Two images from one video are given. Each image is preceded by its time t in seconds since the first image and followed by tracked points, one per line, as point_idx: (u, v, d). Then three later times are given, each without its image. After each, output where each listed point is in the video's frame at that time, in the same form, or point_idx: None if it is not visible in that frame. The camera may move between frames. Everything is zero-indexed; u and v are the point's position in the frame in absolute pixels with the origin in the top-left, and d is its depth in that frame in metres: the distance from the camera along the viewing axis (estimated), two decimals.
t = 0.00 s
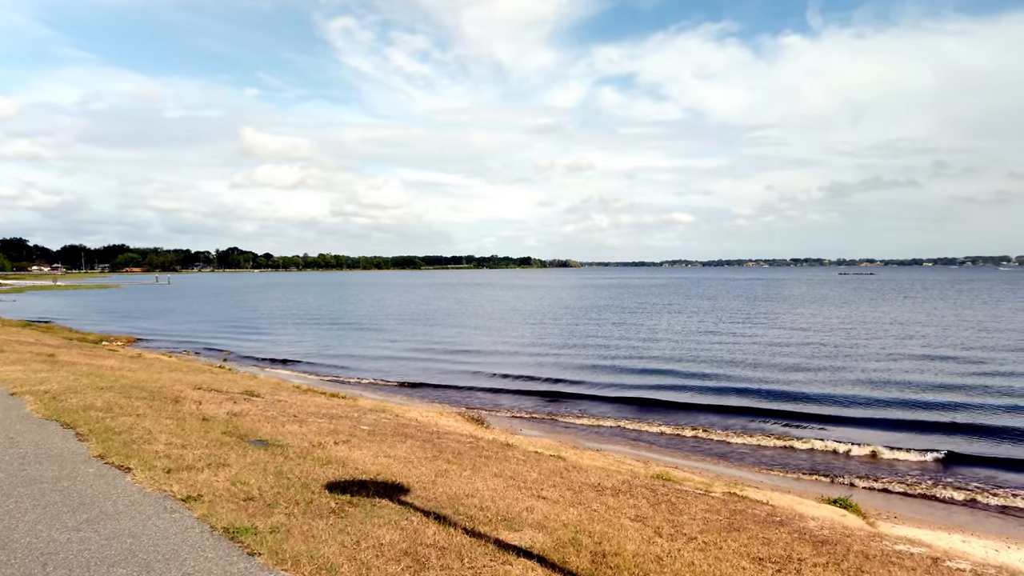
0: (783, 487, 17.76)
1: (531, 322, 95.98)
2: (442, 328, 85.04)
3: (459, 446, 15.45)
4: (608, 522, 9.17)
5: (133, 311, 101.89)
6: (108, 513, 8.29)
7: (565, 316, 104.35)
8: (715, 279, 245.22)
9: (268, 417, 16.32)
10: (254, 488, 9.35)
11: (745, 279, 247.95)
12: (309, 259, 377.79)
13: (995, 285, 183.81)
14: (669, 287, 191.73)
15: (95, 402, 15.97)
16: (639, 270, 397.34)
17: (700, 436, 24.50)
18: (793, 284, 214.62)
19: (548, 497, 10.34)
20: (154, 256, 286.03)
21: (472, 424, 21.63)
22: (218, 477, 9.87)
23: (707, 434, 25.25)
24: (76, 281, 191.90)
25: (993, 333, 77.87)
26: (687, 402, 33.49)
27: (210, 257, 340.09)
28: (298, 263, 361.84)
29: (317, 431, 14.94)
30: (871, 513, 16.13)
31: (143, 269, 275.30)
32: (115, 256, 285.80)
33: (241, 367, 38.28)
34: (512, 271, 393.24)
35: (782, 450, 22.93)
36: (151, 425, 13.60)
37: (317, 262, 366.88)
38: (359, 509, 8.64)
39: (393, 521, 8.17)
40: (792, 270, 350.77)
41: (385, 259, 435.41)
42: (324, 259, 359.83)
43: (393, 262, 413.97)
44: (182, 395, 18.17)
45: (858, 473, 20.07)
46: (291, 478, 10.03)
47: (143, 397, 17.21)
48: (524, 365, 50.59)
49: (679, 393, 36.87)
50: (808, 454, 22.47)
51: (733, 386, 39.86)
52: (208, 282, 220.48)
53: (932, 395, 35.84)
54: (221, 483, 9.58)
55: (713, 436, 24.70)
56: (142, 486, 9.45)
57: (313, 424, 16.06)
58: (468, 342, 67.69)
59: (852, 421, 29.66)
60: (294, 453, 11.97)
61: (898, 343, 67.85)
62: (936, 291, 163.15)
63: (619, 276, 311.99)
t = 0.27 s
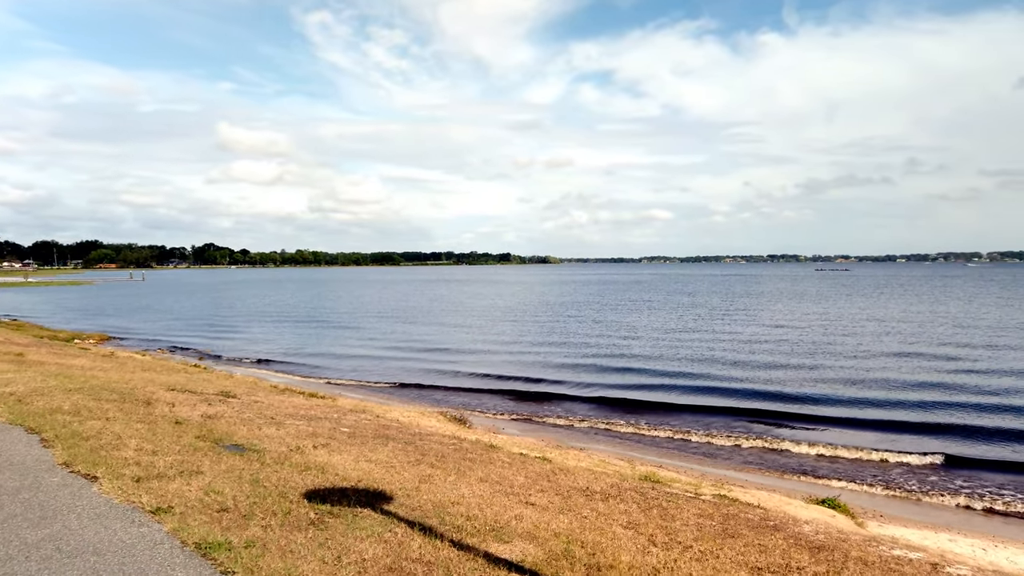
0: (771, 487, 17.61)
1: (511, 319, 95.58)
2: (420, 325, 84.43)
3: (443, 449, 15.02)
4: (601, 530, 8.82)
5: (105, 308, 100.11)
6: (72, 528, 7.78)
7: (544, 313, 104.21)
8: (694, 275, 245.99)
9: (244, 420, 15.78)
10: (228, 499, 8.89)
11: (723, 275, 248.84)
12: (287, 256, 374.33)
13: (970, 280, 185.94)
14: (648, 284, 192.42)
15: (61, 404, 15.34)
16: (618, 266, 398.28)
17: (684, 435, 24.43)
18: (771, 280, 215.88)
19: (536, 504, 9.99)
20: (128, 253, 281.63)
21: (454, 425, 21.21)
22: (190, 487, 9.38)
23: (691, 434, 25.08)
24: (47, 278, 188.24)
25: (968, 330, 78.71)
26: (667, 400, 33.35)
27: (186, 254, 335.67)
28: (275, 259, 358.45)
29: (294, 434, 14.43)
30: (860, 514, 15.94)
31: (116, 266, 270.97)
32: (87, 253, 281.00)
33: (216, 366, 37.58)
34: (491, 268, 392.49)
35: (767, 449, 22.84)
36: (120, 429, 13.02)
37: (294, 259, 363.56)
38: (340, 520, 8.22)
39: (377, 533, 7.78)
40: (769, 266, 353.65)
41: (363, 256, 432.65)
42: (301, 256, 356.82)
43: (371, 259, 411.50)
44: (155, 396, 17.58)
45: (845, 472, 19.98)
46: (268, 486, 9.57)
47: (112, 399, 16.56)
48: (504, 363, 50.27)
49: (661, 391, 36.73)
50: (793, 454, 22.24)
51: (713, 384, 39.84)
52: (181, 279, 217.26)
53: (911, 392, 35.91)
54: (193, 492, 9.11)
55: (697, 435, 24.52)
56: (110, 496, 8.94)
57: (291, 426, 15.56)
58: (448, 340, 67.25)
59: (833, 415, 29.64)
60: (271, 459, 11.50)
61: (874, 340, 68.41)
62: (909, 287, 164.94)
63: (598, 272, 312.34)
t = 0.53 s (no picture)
0: (765, 488, 17.29)
1: (497, 318, 95.15)
2: (405, 324, 83.80)
3: (432, 452, 14.58)
4: (600, 538, 8.43)
5: (85, 308, 98.71)
6: (39, 540, 7.26)
7: (530, 313, 103.85)
8: (678, 275, 246.62)
9: (226, 422, 15.24)
10: (208, 508, 8.40)
11: (707, 274, 249.77)
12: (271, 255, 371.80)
13: (951, 280, 187.72)
14: (633, 283, 192.63)
15: (33, 407, 14.71)
16: (603, 266, 398.83)
17: (675, 437, 24.14)
18: (755, 279, 216.57)
19: (531, 511, 9.61)
20: (108, 252, 278.42)
21: (442, 426, 20.76)
22: (168, 495, 8.88)
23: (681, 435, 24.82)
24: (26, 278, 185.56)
25: (952, 329, 79.09)
26: (656, 399, 33.08)
27: (168, 253, 332.43)
28: (258, 258, 355.87)
29: (278, 437, 13.93)
30: (857, 516, 15.67)
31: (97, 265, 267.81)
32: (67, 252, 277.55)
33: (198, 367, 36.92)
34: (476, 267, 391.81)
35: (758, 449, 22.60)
36: (95, 434, 12.46)
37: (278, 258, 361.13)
38: (327, 530, 7.78)
39: (365, 545, 7.35)
40: (753, 265, 355.43)
41: (348, 255, 430.59)
42: (285, 255, 354.52)
43: (355, 258, 409.62)
44: (132, 399, 16.97)
45: (838, 470, 19.79)
46: (250, 494, 9.09)
47: (88, 402, 15.95)
48: (490, 364, 49.83)
49: (648, 390, 36.44)
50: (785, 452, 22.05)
51: (702, 384, 39.57)
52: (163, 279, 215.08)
53: (900, 389, 35.78)
54: (170, 502, 8.62)
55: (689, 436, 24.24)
56: (80, 506, 8.42)
57: (274, 429, 15.04)
58: (433, 341, 66.70)
59: (822, 412, 29.45)
60: (254, 464, 11.01)
61: (859, 339, 68.55)
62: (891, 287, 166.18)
63: (583, 271, 312.55)
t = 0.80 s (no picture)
0: (767, 495, 16.95)
1: (489, 319, 94.85)
2: (397, 326, 83.25)
3: (427, 459, 14.18)
4: (606, 556, 8.07)
5: (73, 309, 97.78)
6: (10, 562, 6.81)
7: (523, 313, 103.44)
8: (669, 275, 246.86)
9: (214, 429, 14.77)
10: (195, 527, 7.95)
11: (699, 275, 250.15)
12: (261, 256, 370.36)
13: (941, 280, 188.58)
14: (625, 283, 192.68)
15: (13, 415, 14.19)
16: (595, 266, 398.89)
17: (673, 443, 23.84)
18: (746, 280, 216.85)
19: (534, 526, 9.21)
20: (97, 252, 276.72)
21: (437, 432, 20.37)
22: (152, 514, 8.42)
23: (680, 440, 24.55)
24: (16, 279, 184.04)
25: (944, 329, 79.13)
26: (652, 401, 32.73)
27: (157, 253, 330.81)
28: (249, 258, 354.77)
29: (268, 445, 13.50)
30: (861, 523, 15.32)
31: (86, 266, 266.17)
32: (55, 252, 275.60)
33: (187, 370, 36.38)
34: (468, 267, 391.17)
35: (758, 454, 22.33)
36: (77, 444, 11.97)
37: (269, 258, 359.71)
38: (320, 550, 7.37)
39: (364, 567, 6.94)
40: (743, 265, 356.52)
41: (339, 255, 429.93)
42: (276, 255, 353.65)
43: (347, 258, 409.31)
44: (118, 405, 16.46)
45: (840, 475, 19.56)
46: (241, 511, 8.64)
47: (71, 408, 15.45)
48: (483, 367, 49.39)
49: (643, 392, 36.07)
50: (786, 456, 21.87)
51: (697, 386, 39.22)
52: (154, 280, 213.90)
53: (897, 391, 35.55)
54: (154, 520, 8.17)
55: (687, 442, 23.97)
56: (58, 524, 7.96)
57: (264, 436, 14.58)
58: (425, 342, 66.22)
59: (820, 414, 29.18)
60: (243, 476, 10.56)
61: (853, 340, 68.37)
62: (882, 287, 166.72)
63: (575, 271, 312.58)
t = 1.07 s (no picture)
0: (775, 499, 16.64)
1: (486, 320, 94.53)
2: (394, 326, 82.88)
3: (429, 464, 13.82)
4: (621, 568, 7.73)
5: (66, 309, 97.18)
6: None
7: (519, 314, 103.14)
8: (665, 275, 246.74)
9: (210, 433, 14.37)
10: (192, 540, 7.56)
11: (694, 275, 250.10)
12: (256, 256, 369.31)
13: (936, 280, 189.10)
14: (620, 283, 192.73)
15: (2, 419, 13.76)
16: (590, 266, 398.76)
17: (676, 447, 23.55)
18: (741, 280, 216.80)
19: (544, 535, 8.85)
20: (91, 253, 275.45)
21: (437, 435, 20.01)
22: (145, 525, 8.01)
23: (682, 444, 24.27)
24: (9, 279, 182.81)
25: (942, 329, 79.04)
26: (653, 404, 32.42)
27: (152, 254, 329.48)
28: (244, 259, 353.66)
29: (265, 450, 13.10)
30: (872, 529, 15.00)
31: (80, 266, 264.93)
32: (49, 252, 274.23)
33: (182, 372, 35.97)
34: (464, 267, 390.79)
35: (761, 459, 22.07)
36: (67, 449, 11.55)
37: (264, 258, 358.68)
38: (324, 563, 7.04)
39: None
40: (739, 265, 356.76)
41: (335, 255, 429.08)
42: (271, 255, 352.72)
43: (342, 258, 408.48)
44: (110, 408, 16.04)
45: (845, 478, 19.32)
46: (239, 521, 8.25)
47: (62, 412, 15.02)
48: (481, 368, 49.02)
49: (643, 394, 35.75)
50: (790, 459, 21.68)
51: (697, 388, 38.89)
52: (149, 280, 213.41)
53: (899, 392, 35.24)
54: (147, 531, 7.78)
55: (690, 446, 23.72)
56: (45, 536, 7.55)
57: (261, 440, 14.18)
58: (422, 344, 65.81)
59: (823, 417, 28.86)
60: (240, 482, 10.18)
61: (851, 341, 68.15)
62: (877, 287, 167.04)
63: (571, 271, 312.29)
